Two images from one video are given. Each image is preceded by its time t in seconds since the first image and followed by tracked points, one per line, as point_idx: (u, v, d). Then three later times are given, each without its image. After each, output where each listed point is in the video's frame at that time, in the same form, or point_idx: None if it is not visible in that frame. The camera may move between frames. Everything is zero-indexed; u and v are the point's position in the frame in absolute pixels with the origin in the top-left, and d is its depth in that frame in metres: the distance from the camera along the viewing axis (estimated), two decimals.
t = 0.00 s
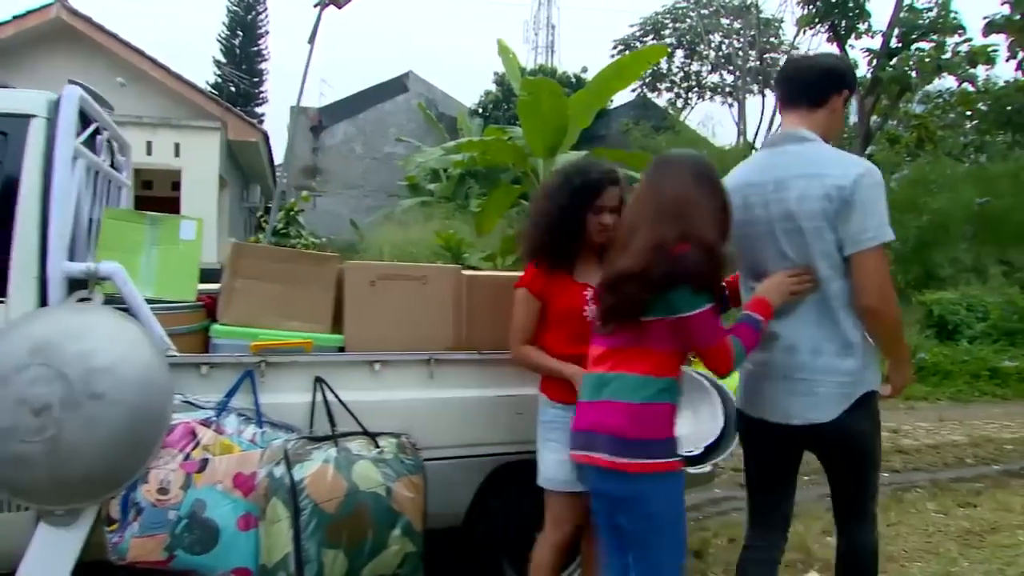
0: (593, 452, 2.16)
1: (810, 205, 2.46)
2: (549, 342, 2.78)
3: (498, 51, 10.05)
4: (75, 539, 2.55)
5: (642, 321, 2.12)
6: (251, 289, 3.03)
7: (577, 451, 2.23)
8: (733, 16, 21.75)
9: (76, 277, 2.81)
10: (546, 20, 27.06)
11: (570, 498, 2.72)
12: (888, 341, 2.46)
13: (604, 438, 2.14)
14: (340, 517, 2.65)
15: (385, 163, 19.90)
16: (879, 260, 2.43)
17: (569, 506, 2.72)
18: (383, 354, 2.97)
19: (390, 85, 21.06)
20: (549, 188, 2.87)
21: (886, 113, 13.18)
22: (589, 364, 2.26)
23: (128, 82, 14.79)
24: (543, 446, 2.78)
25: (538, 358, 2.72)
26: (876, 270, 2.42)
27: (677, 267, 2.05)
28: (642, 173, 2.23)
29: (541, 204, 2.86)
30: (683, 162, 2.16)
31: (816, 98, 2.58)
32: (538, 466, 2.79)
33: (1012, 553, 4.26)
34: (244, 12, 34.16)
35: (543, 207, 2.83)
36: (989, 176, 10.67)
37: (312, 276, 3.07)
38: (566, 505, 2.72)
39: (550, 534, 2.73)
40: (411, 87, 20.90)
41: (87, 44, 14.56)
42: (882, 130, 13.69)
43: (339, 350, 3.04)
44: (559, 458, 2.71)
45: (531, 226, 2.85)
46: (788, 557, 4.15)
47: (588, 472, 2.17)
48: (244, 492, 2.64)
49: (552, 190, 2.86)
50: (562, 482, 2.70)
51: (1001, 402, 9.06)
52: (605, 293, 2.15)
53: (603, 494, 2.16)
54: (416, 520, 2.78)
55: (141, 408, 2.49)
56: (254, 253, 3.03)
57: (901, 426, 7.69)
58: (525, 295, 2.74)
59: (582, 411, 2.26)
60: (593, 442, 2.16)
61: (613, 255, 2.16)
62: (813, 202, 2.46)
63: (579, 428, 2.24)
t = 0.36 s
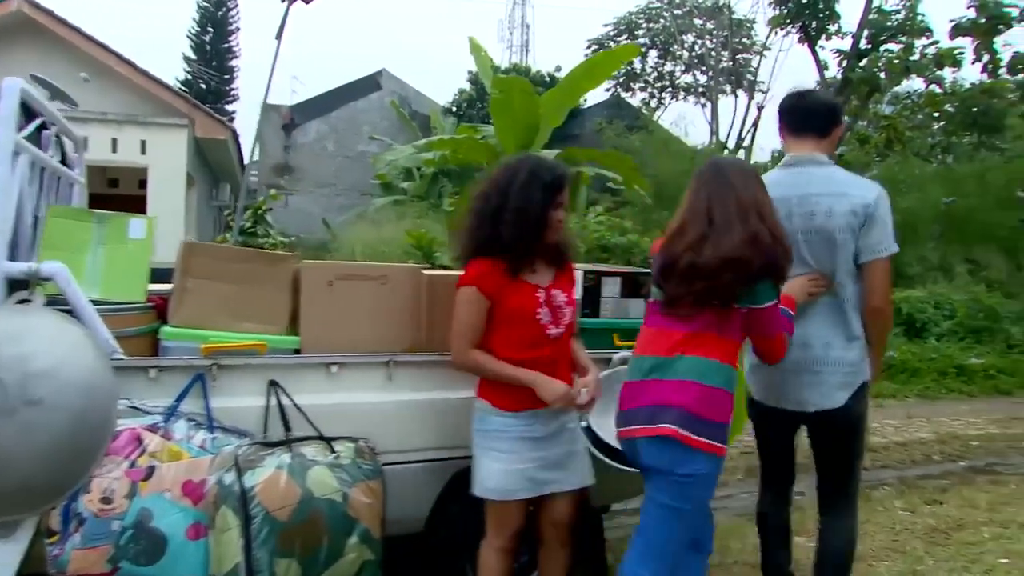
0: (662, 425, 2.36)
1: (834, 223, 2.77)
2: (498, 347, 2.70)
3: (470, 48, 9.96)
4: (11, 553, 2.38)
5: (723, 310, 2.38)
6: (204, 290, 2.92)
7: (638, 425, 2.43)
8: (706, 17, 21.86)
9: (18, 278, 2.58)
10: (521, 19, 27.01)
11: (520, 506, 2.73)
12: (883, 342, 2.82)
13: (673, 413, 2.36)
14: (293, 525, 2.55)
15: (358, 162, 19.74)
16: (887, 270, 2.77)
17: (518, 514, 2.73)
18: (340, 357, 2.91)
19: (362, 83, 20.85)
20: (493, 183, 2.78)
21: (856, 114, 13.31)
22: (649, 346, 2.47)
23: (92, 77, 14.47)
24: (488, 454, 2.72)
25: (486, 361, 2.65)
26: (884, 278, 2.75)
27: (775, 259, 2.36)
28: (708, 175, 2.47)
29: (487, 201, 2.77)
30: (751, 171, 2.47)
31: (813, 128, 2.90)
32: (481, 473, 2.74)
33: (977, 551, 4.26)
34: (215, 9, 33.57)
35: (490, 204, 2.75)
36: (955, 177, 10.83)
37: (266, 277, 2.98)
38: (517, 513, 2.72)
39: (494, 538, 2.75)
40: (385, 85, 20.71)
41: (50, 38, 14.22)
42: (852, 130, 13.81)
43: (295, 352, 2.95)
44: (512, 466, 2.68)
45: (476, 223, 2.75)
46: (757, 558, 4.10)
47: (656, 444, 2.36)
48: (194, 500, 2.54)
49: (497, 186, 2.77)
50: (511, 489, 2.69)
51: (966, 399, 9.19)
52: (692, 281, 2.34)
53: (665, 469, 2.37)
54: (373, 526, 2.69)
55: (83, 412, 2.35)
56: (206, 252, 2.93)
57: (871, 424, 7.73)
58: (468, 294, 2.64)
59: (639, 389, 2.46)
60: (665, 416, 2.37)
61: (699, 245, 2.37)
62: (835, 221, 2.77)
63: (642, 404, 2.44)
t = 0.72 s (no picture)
0: (763, 408, 2.49)
1: (829, 241, 3.07)
2: (461, 352, 2.59)
3: (450, 45, 9.85)
4: None
5: (775, 307, 2.57)
6: (162, 290, 2.81)
7: (732, 409, 2.50)
8: (688, 17, 21.85)
9: None
10: (505, 19, 26.92)
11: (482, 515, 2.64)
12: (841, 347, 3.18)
13: (764, 397, 2.50)
14: (252, 534, 2.44)
15: (340, 161, 19.58)
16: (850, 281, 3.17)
17: (482, 521, 2.65)
18: (303, 359, 2.82)
19: (344, 81, 20.65)
20: (470, 179, 2.66)
21: (836, 113, 13.36)
22: (728, 335, 2.53)
23: (67, 75, 14.23)
24: (450, 464, 2.62)
25: (450, 369, 2.53)
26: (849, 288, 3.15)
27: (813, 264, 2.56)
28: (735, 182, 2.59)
29: (464, 198, 2.64)
30: (773, 175, 2.63)
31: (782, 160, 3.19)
32: (444, 484, 2.63)
33: (956, 553, 4.22)
34: (195, 6, 33.12)
35: (468, 201, 2.63)
36: (936, 177, 11.72)
37: (227, 277, 2.89)
38: (480, 521, 2.64)
39: (456, 547, 2.66)
40: (366, 84, 20.54)
41: (23, 34, 13.95)
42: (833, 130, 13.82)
43: (254, 355, 2.86)
44: (477, 473, 2.60)
45: (453, 219, 2.61)
46: (733, 562, 4.03)
47: (759, 425, 2.49)
48: (147, 510, 2.44)
49: (475, 183, 2.65)
50: (476, 498, 2.60)
51: (946, 398, 9.21)
52: (741, 284, 2.50)
53: (760, 447, 2.52)
54: (336, 536, 2.60)
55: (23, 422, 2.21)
56: (164, 252, 2.81)
57: (852, 423, 7.70)
58: (434, 296, 2.51)
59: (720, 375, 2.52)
60: (760, 399, 2.50)
61: (742, 250, 2.50)
62: (828, 240, 3.08)
63: (730, 388, 2.51)
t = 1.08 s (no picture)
0: (838, 397, 2.96)
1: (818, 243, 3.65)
2: (481, 357, 2.49)
3: (454, 43, 9.76)
4: None
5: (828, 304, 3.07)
6: (142, 290, 2.73)
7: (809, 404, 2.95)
8: (696, 15, 21.66)
9: None
10: (513, 17, 26.82)
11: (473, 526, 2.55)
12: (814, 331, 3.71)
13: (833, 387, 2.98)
14: (229, 542, 2.34)
15: (346, 160, 19.53)
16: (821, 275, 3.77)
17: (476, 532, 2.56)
18: (286, 361, 2.76)
19: (351, 80, 20.59)
20: (488, 179, 2.55)
21: (846, 111, 13.19)
22: (801, 337, 2.98)
23: (73, 74, 14.22)
24: (465, 472, 2.51)
25: (477, 376, 2.42)
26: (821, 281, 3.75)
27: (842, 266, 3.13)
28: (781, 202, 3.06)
29: (486, 198, 2.52)
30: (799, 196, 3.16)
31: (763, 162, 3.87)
32: (459, 494, 2.51)
33: (965, 560, 4.11)
34: (203, 6, 33.12)
35: (492, 203, 2.53)
36: (946, 176, 11.65)
37: (208, 276, 2.81)
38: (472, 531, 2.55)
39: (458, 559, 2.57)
40: (373, 82, 20.47)
41: (29, 33, 13.95)
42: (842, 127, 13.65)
43: (237, 356, 2.78)
44: (492, 479, 2.53)
45: (478, 220, 2.51)
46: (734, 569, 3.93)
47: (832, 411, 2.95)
48: (122, 516, 2.35)
49: (494, 184, 2.55)
50: (492, 505, 2.53)
51: (956, 399, 9.07)
52: (804, 288, 2.97)
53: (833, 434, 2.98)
54: (319, 543, 2.52)
55: None
56: (144, 252, 2.73)
57: (860, 425, 7.56)
58: (460, 301, 2.40)
59: (800, 375, 2.97)
60: (832, 391, 2.97)
61: (805, 259, 2.97)
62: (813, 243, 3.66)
63: (811, 386, 2.96)
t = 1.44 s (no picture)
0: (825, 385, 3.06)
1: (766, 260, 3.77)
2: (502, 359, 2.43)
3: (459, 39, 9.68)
4: None
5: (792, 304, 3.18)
6: (122, 289, 2.67)
7: (802, 396, 3.03)
8: (707, 12, 21.48)
9: None
10: (523, 15, 26.71)
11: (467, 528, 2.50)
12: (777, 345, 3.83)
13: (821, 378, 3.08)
14: (204, 549, 2.27)
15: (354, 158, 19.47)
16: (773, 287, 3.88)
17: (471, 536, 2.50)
18: (267, 362, 2.68)
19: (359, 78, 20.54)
20: (504, 179, 2.47)
21: (857, 108, 13.01)
22: (781, 338, 3.07)
23: (81, 72, 14.23)
24: (486, 474, 2.45)
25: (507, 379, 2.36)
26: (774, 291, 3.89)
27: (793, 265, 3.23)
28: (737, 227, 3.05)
29: (505, 198, 2.44)
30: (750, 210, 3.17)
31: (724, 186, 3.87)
32: (481, 496, 2.45)
33: (974, 569, 3.99)
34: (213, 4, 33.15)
35: (511, 203, 2.46)
36: (960, 174, 11.46)
37: (190, 274, 2.75)
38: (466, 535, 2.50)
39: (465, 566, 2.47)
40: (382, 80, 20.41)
41: (38, 31, 13.96)
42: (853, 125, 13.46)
43: (218, 356, 2.72)
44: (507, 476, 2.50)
45: (501, 221, 2.43)
46: None
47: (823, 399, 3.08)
48: (93, 521, 2.29)
49: (508, 184, 2.48)
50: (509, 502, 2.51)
51: (968, 401, 8.92)
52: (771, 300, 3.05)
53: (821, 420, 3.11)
54: (298, 550, 2.44)
55: None
56: (122, 250, 2.67)
57: (868, 427, 7.42)
58: (489, 305, 2.32)
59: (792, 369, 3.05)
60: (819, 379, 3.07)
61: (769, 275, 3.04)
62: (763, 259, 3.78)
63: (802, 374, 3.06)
